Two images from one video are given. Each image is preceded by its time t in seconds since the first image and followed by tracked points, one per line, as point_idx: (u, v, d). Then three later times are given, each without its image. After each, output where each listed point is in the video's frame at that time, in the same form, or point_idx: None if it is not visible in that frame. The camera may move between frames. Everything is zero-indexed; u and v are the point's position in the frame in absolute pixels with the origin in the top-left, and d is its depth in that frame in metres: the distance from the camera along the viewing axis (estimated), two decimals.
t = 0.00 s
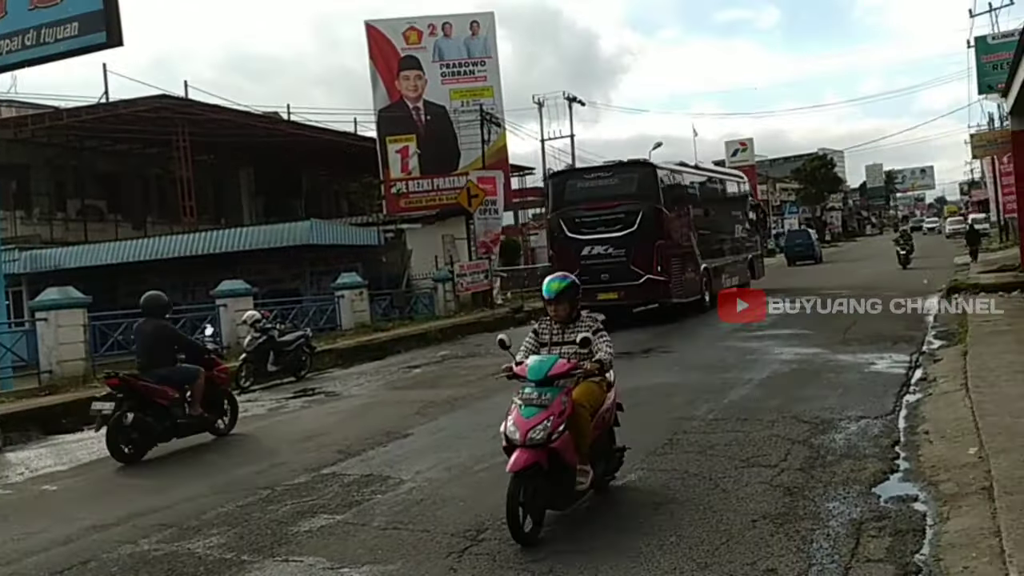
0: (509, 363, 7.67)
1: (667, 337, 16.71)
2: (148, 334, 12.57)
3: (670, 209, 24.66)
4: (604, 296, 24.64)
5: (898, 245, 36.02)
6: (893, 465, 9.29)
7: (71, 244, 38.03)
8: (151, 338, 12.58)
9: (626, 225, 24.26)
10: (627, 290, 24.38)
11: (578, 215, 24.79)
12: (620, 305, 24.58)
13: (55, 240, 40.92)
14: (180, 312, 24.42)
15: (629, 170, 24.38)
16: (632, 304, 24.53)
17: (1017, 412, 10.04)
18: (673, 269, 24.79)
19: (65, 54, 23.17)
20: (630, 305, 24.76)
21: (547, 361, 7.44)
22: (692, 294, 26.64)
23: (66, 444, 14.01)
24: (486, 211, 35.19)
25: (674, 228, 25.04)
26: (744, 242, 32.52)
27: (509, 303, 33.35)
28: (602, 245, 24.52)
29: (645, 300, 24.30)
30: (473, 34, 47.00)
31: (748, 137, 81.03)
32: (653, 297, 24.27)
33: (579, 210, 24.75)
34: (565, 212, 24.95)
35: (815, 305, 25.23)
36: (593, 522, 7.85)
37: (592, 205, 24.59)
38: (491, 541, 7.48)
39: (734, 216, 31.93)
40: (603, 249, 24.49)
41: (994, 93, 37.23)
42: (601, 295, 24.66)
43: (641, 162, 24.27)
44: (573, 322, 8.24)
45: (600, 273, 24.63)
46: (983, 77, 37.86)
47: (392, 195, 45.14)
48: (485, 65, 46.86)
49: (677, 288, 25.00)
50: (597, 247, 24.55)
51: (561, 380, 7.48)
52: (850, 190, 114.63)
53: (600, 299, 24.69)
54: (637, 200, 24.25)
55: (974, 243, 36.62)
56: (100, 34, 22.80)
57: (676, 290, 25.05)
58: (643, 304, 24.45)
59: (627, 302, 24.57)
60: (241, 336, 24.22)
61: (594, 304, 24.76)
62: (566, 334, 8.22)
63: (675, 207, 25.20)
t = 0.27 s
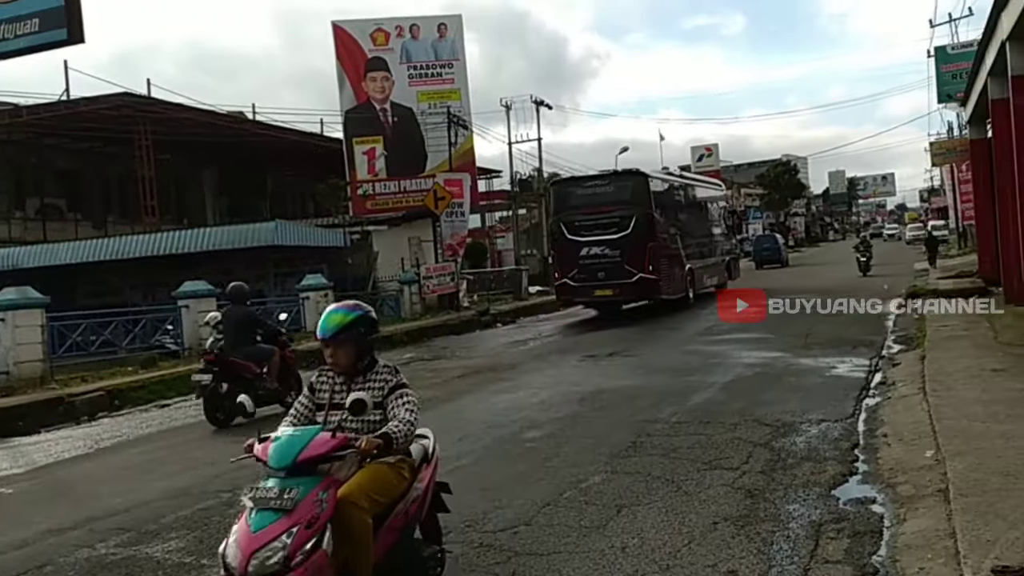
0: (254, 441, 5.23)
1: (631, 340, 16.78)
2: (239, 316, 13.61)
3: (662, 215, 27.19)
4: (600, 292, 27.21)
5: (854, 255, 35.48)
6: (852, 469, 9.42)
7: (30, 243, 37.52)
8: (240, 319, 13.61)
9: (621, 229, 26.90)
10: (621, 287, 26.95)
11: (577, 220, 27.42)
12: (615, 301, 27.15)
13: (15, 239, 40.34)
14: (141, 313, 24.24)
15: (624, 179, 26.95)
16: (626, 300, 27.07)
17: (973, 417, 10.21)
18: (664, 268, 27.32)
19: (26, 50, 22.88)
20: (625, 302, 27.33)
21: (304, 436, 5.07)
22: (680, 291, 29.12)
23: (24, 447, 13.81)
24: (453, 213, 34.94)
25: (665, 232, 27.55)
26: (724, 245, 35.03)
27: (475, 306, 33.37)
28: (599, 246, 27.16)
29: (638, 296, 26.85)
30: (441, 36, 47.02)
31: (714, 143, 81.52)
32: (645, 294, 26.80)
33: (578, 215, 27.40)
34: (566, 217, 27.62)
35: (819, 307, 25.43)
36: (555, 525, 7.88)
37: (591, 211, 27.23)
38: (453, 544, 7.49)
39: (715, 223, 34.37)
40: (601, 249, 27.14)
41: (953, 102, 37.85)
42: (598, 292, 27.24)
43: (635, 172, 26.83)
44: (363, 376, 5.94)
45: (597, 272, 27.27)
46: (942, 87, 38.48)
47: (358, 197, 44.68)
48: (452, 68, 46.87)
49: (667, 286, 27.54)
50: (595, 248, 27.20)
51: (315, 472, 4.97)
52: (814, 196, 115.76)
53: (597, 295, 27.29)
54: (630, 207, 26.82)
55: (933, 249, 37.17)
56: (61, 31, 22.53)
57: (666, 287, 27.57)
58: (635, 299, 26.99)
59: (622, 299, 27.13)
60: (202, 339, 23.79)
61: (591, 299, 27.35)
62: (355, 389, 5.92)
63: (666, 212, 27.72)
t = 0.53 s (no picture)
0: None
1: (594, 343, 16.83)
2: (292, 304, 15.45)
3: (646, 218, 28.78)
4: (589, 289, 28.76)
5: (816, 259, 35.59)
6: (809, 471, 9.53)
7: None
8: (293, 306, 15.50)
9: (608, 230, 28.40)
10: (608, 284, 28.50)
11: (567, 222, 28.97)
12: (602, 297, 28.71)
13: None
14: (99, 310, 24.08)
15: (612, 185, 28.48)
16: (613, 296, 28.63)
17: (929, 420, 10.35)
18: (648, 267, 28.92)
19: None
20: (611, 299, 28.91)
21: None
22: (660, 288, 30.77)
23: None
24: (417, 214, 35.13)
25: (649, 234, 29.16)
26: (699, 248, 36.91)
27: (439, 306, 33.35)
28: (589, 246, 28.69)
29: (624, 293, 28.40)
30: (407, 36, 46.80)
31: (678, 147, 82.03)
32: (631, 291, 28.37)
33: (568, 218, 28.93)
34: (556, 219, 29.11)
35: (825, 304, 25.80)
36: (515, 526, 7.89)
37: (580, 214, 28.76)
38: (413, 545, 7.47)
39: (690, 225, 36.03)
40: (590, 250, 28.67)
41: (913, 110, 38.38)
42: (587, 288, 28.80)
43: (622, 178, 28.38)
44: None
45: (586, 270, 28.79)
46: (902, 95, 39.02)
47: (322, 196, 44.29)
48: (418, 68, 46.73)
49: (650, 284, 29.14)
50: (585, 248, 28.73)
51: None
52: (775, 201, 116.87)
53: (586, 292, 28.82)
54: (617, 210, 28.38)
55: (891, 254, 37.65)
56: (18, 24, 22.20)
57: (650, 284, 29.19)
58: (622, 296, 28.56)
59: (609, 295, 28.70)
60: (161, 338, 23.10)
61: (580, 296, 28.89)
62: None
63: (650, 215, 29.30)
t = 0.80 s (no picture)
0: None
1: (561, 343, 16.86)
2: (326, 296, 16.99)
3: (630, 222, 31.54)
4: (579, 286, 31.34)
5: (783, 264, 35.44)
6: (773, 472, 9.62)
7: None
8: (331, 297, 17.26)
9: (597, 232, 31.05)
10: (597, 282, 31.16)
11: (558, 226, 31.51)
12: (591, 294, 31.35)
13: None
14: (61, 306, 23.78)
15: (599, 191, 31.06)
16: (600, 293, 31.30)
17: (892, 423, 10.48)
18: (631, 266, 31.75)
19: None
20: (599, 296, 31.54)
21: None
22: (643, 286, 33.46)
23: None
24: (387, 213, 35.06)
25: (631, 236, 31.91)
26: (678, 251, 39.60)
27: (407, 306, 33.33)
28: (580, 248, 31.27)
29: (611, 290, 31.13)
30: (379, 35, 46.87)
31: (648, 149, 82.43)
32: (617, 288, 31.15)
33: (559, 222, 31.46)
34: (549, 223, 31.64)
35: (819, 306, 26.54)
36: (481, 526, 7.89)
37: (571, 218, 31.30)
38: (379, 546, 7.45)
39: (667, 228, 38.51)
40: (580, 251, 31.28)
41: (878, 116, 38.83)
42: (577, 286, 31.37)
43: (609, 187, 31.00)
44: None
45: (575, 269, 31.36)
46: (868, 102, 39.46)
47: (290, 194, 44.52)
48: (390, 66, 46.81)
49: (634, 281, 31.92)
50: (576, 250, 31.34)
51: None
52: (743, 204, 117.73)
53: (576, 289, 31.39)
54: (604, 214, 31.01)
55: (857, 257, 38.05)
56: None
57: (634, 282, 31.91)
58: (609, 293, 31.25)
59: (596, 292, 31.37)
60: (123, 335, 23.35)
61: (570, 293, 31.43)
62: None
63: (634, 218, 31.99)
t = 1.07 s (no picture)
0: None
1: (536, 344, 16.85)
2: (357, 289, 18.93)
3: (620, 224, 34.43)
4: (574, 283, 34.22)
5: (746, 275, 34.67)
6: (746, 472, 9.67)
7: None
8: (360, 291, 19.15)
9: (590, 233, 33.93)
10: (590, 279, 34.04)
11: (553, 228, 34.46)
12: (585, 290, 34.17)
13: None
14: (31, 305, 23.55)
15: (592, 196, 33.99)
16: (594, 289, 34.17)
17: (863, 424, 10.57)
18: (622, 264, 34.64)
19: None
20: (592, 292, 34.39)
21: None
22: (632, 283, 36.31)
23: None
24: (362, 212, 34.94)
25: (621, 237, 34.78)
26: (664, 252, 42.49)
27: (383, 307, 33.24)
28: (573, 248, 34.20)
29: (604, 286, 34.00)
30: (355, 34, 46.75)
31: (624, 150, 82.69)
32: (609, 284, 34.02)
33: (554, 224, 34.40)
34: (545, 226, 34.57)
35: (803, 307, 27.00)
36: (455, 527, 7.89)
37: (565, 220, 34.26)
38: (352, 547, 7.43)
39: (654, 232, 41.08)
40: (574, 250, 34.21)
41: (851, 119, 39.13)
42: (572, 283, 34.26)
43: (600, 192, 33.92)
44: None
45: (569, 268, 34.28)
46: (841, 105, 39.75)
47: (265, 192, 44.54)
48: (366, 66, 46.74)
49: (625, 277, 34.81)
50: (570, 250, 34.29)
51: None
52: (718, 206, 118.35)
53: (570, 285, 34.24)
54: (596, 217, 33.96)
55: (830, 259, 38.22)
56: None
57: (624, 279, 34.82)
58: (602, 289, 34.14)
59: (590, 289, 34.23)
60: (94, 335, 22.95)
61: (566, 289, 34.30)
62: None
63: (623, 221, 34.95)
